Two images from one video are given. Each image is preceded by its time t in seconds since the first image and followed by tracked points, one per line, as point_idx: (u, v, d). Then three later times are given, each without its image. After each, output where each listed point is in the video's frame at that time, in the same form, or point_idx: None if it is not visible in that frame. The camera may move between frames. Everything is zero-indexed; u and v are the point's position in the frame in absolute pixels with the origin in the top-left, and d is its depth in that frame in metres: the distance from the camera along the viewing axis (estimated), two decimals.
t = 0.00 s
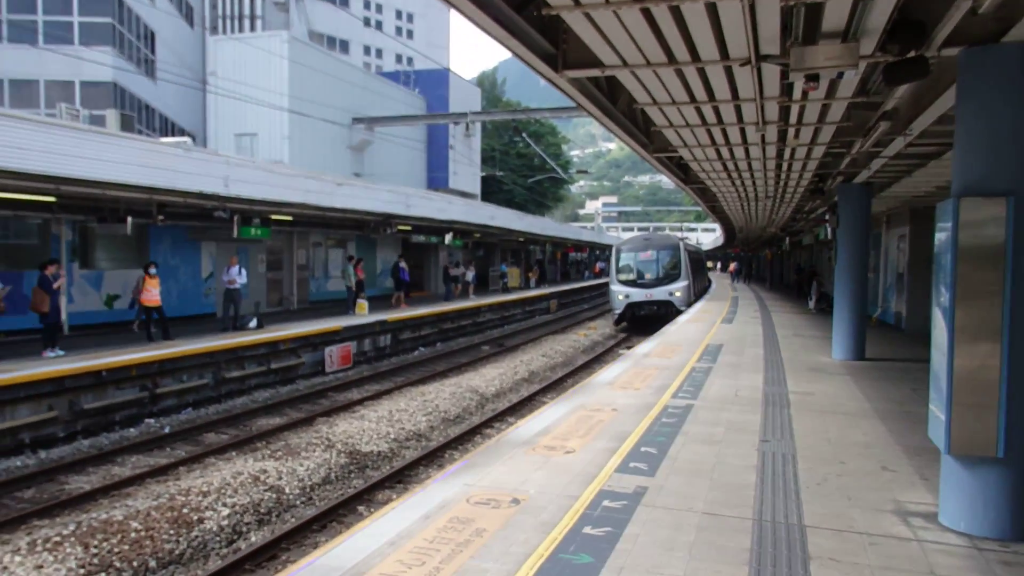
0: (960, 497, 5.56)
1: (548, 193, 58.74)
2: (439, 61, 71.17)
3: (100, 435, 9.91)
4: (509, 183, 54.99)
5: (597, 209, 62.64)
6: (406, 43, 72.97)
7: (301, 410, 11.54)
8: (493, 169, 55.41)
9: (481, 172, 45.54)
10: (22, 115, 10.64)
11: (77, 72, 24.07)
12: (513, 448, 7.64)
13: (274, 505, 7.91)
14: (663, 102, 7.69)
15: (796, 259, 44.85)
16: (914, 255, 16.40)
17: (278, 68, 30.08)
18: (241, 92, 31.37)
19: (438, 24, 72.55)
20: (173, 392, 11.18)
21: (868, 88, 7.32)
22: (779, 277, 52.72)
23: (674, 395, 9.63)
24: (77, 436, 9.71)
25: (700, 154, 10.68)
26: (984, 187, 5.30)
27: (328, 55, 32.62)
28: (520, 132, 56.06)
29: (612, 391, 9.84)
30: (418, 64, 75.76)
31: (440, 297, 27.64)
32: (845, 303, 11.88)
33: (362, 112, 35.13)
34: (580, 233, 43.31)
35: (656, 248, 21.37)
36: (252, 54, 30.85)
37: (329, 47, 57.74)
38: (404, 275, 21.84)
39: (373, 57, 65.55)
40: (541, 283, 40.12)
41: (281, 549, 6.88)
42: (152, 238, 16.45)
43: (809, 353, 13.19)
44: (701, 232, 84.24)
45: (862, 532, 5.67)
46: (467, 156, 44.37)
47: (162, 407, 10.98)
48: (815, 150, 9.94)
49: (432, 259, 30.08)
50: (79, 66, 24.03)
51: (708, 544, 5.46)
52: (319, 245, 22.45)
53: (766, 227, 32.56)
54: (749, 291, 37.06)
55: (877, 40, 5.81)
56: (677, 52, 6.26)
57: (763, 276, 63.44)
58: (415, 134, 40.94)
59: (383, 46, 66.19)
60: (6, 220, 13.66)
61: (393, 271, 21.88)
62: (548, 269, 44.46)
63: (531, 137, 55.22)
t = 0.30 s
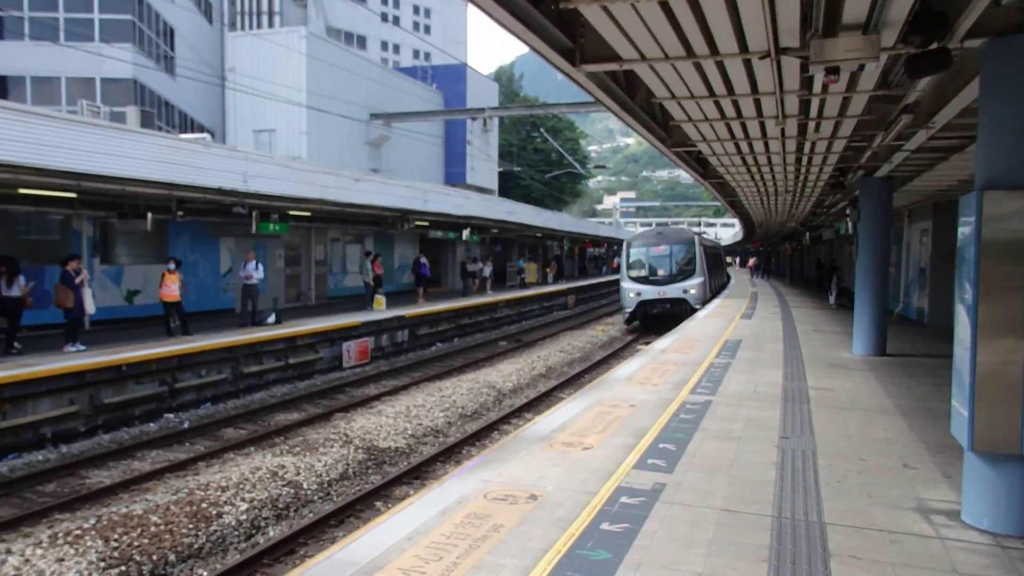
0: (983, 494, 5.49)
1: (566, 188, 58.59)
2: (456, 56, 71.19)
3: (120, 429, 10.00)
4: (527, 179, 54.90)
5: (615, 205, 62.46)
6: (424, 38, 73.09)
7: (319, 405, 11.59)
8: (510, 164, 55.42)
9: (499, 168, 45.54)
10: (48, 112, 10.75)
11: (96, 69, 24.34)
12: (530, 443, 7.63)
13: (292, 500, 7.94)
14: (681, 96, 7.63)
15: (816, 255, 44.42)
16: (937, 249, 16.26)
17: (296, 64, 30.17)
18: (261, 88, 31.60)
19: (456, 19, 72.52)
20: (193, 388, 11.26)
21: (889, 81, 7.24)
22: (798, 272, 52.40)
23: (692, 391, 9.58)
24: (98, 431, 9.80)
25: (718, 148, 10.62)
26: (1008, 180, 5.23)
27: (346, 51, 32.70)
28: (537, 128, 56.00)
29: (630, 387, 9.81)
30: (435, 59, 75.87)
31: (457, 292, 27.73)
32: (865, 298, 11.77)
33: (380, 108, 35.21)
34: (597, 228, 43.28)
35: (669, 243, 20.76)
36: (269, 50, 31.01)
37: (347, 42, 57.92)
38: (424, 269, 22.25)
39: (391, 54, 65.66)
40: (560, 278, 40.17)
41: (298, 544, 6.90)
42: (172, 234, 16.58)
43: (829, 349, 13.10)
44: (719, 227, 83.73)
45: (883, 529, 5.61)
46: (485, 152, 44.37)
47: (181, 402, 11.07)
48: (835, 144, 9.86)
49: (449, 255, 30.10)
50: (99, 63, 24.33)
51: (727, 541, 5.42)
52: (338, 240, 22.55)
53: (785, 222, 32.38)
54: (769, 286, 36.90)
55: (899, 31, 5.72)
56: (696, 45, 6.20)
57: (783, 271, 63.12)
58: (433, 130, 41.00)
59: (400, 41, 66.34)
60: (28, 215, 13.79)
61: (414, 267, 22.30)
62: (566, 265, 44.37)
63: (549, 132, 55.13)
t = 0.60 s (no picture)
0: (997, 491, 5.48)
1: (579, 185, 58.45)
2: (470, 52, 71.17)
3: (133, 425, 10.05)
4: (539, 175, 54.80)
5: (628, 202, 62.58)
6: (437, 34, 73.19)
7: (332, 402, 11.63)
8: (523, 161, 55.35)
9: (512, 164, 45.53)
10: (63, 108, 10.81)
11: (109, 66, 24.35)
12: (542, 439, 7.65)
13: (305, 496, 7.95)
14: (694, 92, 7.64)
15: (828, 251, 44.21)
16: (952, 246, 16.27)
17: (309, 60, 30.21)
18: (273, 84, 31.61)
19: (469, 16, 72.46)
20: (205, 384, 11.30)
21: (903, 77, 7.22)
22: (812, 269, 52.25)
23: (704, 387, 9.59)
24: (111, 427, 9.85)
25: (731, 144, 10.62)
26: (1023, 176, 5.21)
27: (359, 47, 32.71)
28: (550, 124, 55.97)
29: (643, 383, 9.82)
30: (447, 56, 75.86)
31: (470, 289, 27.79)
32: (878, 294, 11.78)
33: (393, 104, 35.21)
34: (609, 224, 43.29)
35: (676, 239, 20.55)
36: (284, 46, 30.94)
37: (360, 39, 58.11)
38: (439, 267, 22.37)
39: (403, 49, 65.52)
40: (572, 275, 40.22)
41: (311, 540, 6.92)
42: (185, 230, 16.63)
43: (842, 345, 13.08)
44: (732, 224, 83.31)
45: (895, 526, 5.61)
46: (499, 148, 44.35)
47: (194, 398, 11.12)
48: (849, 140, 9.85)
49: (462, 251, 30.13)
50: (114, 60, 24.34)
51: (739, 537, 5.43)
52: (350, 237, 22.60)
53: (799, 218, 32.38)
54: (782, 283, 36.88)
55: (913, 26, 5.71)
56: (709, 41, 6.19)
57: (795, 268, 63.01)
58: (446, 126, 41.04)
59: (413, 38, 66.46)
60: (42, 212, 13.87)
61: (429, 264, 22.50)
62: (578, 261, 44.41)
63: (562, 129, 55.11)
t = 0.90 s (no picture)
0: (1007, 489, 5.46)
1: (587, 182, 58.29)
2: (479, 51, 71.20)
3: (142, 422, 10.09)
4: (548, 172, 54.66)
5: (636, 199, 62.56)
6: (446, 32, 73.24)
7: (340, 399, 11.64)
8: (531, 159, 55.20)
9: (520, 162, 45.51)
10: (73, 106, 10.85)
11: (119, 64, 24.41)
12: (551, 436, 7.65)
13: (313, 492, 7.96)
14: (702, 89, 7.64)
15: (837, 249, 43.96)
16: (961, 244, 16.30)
17: (318, 58, 30.39)
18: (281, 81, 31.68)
19: (478, 14, 72.43)
20: (214, 381, 11.33)
21: (912, 73, 7.22)
22: (820, 267, 52.11)
23: (712, 384, 9.58)
24: (120, 423, 9.88)
25: (740, 141, 10.62)
26: None
27: (367, 45, 32.80)
28: (559, 122, 55.93)
29: (651, 380, 9.81)
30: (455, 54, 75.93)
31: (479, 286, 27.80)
32: (887, 290, 11.77)
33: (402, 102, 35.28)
34: (617, 223, 43.28)
35: (678, 236, 19.70)
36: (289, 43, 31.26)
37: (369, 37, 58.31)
38: (449, 264, 22.46)
39: (412, 46, 65.39)
40: (581, 273, 40.25)
41: (319, 537, 6.92)
42: (194, 228, 16.70)
43: (851, 342, 13.06)
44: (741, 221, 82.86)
45: (905, 524, 5.59)
46: (507, 146, 44.35)
47: (202, 395, 11.15)
48: (859, 136, 9.85)
49: (471, 248, 29.93)
50: (123, 58, 24.41)
51: (748, 535, 5.41)
52: (359, 234, 22.64)
53: (808, 215, 32.35)
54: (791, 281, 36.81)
55: (923, 22, 5.70)
56: (718, 37, 6.18)
57: (804, 267, 62.89)
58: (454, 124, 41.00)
59: (422, 36, 66.53)
60: (53, 209, 13.97)
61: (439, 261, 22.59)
62: (586, 259, 44.43)
63: (571, 127, 55.06)
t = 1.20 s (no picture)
0: (1018, 485, 5.44)
1: (597, 178, 58.12)
2: (488, 47, 71.09)
3: (153, 418, 10.13)
4: (557, 168, 54.52)
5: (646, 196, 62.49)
6: (455, 29, 73.21)
7: (350, 394, 11.66)
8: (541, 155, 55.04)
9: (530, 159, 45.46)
10: (82, 102, 10.88)
11: (129, 60, 24.46)
12: (561, 431, 7.65)
13: (323, 488, 7.97)
14: (713, 84, 7.64)
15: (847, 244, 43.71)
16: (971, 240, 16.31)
17: (328, 54, 30.42)
18: (296, 78, 31.78)
19: (487, 9, 72.28)
20: (224, 377, 11.36)
21: (923, 68, 7.21)
22: (830, 264, 51.91)
23: (722, 380, 9.59)
24: (130, 419, 9.93)
25: (750, 137, 10.64)
26: None
27: (377, 41, 32.77)
28: (568, 118, 55.83)
29: (660, 376, 9.80)
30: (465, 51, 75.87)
31: (489, 282, 27.81)
32: (897, 286, 11.75)
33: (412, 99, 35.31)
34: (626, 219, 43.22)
35: (682, 233, 18.99)
36: (298, 39, 31.21)
37: (379, 33, 58.43)
38: (462, 260, 23.14)
39: (421, 43, 65.25)
40: (590, 269, 40.26)
41: (329, 533, 6.93)
42: (205, 224, 16.72)
43: (862, 338, 13.03)
44: (751, 217, 82.52)
45: (916, 519, 5.59)
46: (516, 142, 44.33)
47: (213, 390, 11.19)
48: (869, 132, 9.86)
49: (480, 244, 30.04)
50: (133, 54, 24.45)
51: (758, 530, 5.41)
52: (369, 230, 22.67)
53: (818, 212, 32.30)
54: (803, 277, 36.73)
55: (934, 15, 5.68)
56: (729, 32, 6.16)
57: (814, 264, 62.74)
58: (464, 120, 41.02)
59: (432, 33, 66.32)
60: (62, 206, 14.11)
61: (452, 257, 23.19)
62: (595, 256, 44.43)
63: (580, 123, 54.94)
